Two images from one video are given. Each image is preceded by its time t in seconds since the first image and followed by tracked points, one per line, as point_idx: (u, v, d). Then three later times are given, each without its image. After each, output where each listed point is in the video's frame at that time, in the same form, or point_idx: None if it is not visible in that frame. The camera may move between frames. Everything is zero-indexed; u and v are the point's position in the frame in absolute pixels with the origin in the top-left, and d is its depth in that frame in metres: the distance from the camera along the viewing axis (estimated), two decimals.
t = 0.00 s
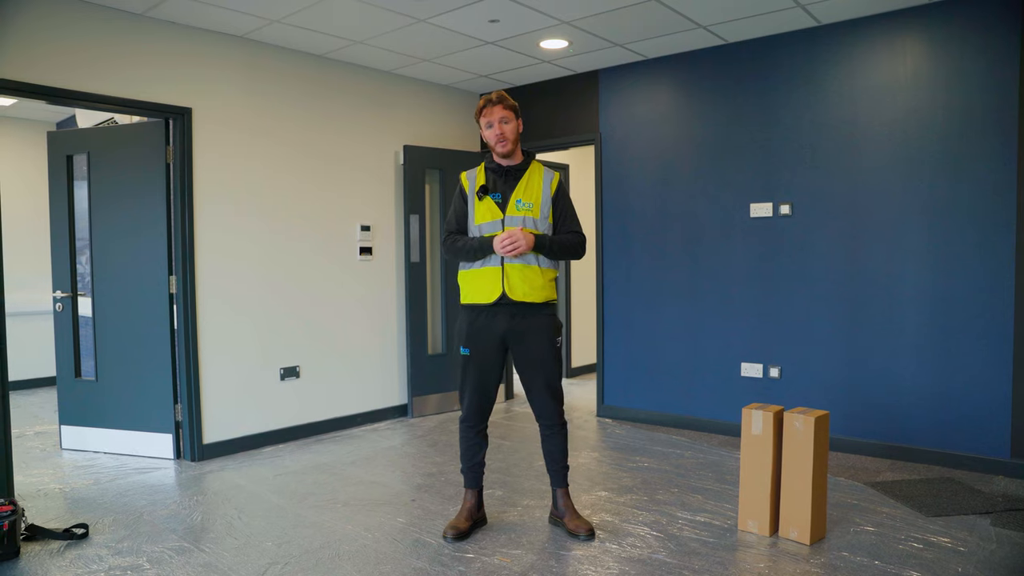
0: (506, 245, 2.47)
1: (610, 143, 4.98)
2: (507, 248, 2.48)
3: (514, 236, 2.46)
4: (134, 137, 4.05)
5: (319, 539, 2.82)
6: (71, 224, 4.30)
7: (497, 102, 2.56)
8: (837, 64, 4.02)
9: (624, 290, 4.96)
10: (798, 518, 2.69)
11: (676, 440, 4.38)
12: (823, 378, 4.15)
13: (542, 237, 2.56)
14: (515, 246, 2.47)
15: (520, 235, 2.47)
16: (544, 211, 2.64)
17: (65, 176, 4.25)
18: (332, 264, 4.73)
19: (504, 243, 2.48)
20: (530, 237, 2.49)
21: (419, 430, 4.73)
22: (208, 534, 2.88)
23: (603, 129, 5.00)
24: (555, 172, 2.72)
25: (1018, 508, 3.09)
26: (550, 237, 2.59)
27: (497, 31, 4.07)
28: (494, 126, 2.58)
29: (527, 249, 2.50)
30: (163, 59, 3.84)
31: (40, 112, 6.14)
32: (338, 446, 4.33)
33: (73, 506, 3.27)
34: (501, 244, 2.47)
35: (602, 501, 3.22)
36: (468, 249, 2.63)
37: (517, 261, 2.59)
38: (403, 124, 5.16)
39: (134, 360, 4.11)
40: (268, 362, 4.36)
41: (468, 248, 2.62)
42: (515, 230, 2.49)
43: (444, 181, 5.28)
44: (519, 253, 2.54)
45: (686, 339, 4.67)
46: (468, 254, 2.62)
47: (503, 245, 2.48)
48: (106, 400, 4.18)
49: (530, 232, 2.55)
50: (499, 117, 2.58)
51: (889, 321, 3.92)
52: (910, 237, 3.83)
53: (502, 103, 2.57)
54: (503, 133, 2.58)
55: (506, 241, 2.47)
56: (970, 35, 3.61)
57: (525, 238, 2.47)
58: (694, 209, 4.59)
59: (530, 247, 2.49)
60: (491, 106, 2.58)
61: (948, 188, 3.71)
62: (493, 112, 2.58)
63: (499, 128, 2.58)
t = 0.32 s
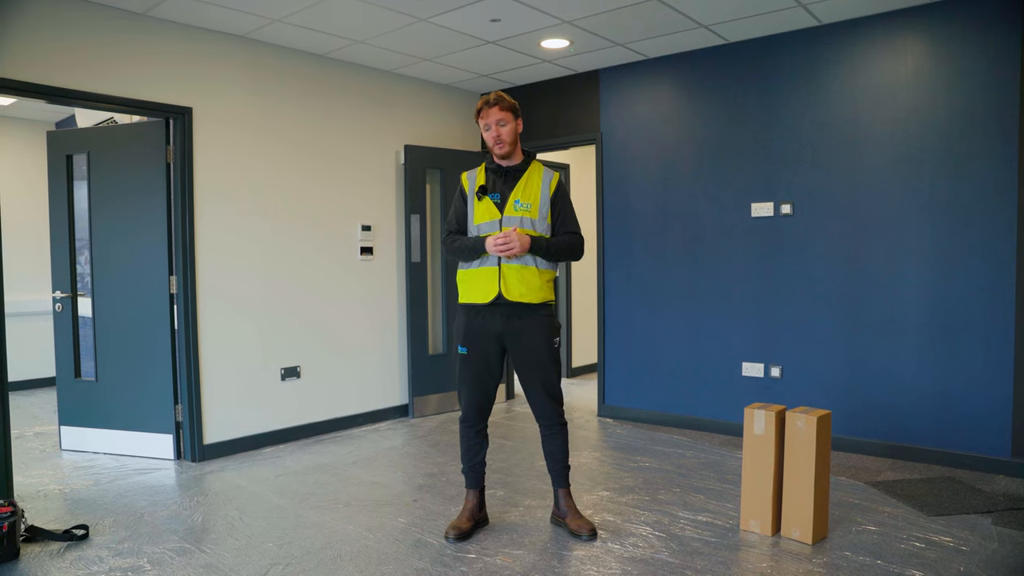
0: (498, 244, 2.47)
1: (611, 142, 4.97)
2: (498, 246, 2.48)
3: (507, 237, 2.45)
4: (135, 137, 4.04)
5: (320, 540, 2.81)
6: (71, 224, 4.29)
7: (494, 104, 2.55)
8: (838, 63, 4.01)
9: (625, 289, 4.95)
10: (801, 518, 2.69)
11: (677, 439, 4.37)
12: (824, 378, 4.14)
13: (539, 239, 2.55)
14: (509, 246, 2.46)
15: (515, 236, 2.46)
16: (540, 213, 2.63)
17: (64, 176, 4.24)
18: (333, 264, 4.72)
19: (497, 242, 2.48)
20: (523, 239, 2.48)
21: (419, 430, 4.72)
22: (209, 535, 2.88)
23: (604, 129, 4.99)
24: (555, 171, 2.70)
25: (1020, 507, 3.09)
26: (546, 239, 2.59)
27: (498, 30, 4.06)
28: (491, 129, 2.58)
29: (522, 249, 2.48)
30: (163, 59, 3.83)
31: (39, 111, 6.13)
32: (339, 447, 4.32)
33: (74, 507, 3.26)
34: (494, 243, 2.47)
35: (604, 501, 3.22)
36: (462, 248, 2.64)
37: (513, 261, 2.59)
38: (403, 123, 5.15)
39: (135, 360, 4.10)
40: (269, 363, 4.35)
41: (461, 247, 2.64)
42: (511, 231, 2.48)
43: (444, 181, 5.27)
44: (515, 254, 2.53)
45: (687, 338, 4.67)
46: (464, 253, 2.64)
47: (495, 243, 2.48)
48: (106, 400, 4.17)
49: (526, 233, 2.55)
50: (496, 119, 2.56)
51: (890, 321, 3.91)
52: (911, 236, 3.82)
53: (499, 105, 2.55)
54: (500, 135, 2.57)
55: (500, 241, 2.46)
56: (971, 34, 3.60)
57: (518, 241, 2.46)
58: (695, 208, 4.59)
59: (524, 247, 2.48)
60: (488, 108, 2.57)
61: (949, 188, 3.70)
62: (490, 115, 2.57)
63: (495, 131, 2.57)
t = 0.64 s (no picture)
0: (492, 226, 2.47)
1: (610, 143, 4.97)
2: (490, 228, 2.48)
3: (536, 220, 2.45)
4: (134, 137, 4.03)
5: (320, 541, 2.81)
6: (69, 224, 4.28)
7: (478, 110, 2.53)
8: (837, 64, 4.01)
9: (625, 289, 4.95)
10: (800, 518, 2.69)
11: (676, 440, 4.37)
12: (823, 379, 4.14)
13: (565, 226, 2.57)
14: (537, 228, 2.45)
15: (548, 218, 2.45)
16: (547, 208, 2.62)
17: (63, 177, 4.24)
18: (331, 264, 4.72)
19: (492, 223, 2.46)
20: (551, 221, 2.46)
21: (419, 431, 4.72)
22: (208, 537, 2.87)
23: (603, 129, 5.00)
24: (553, 170, 2.69)
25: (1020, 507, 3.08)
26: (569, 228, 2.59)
27: (497, 31, 4.06)
28: (479, 136, 2.56)
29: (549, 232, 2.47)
30: (162, 59, 3.83)
31: (38, 112, 6.12)
32: (338, 447, 4.31)
33: (72, 508, 3.25)
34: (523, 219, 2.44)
35: (603, 501, 3.22)
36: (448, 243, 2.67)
37: (511, 259, 2.59)
38: (402, 124, 5.15)
39: (133, 361, 4.10)
40: (267, 363, 4.34)
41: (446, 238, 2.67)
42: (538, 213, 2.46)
43: (443, 181, 5.27)
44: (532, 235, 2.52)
45: (687, 338, 4.66)
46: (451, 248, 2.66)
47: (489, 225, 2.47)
48: (104, 401, 4.16)
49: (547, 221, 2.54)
50: (483, 126, 2.54)
51: (889, 321, 3.91)
52: (911, 237, 3.82)
53: (483, 111, 2.53)
54: (489, 141, 2.56)
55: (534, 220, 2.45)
56: (970, 35, 3.61)
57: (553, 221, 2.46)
58: (694, 209, 4.59)
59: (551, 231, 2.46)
60: (473, 116, 2.55)
61: (949, 188, 3.70)
62: (476, 122, 2.55)
63: (484, 137, 2.55)
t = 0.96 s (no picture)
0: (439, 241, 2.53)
1: (612, 143, 4.97)
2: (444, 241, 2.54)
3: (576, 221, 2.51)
4: (136, 138, 4.04)
5: (320, 541, 2.82)
6: (72, 225, 4.29)
7: (490, 101, 2.58)
8: (839, 64, 4.01)
9: (626, 290, 4.95)
10: (801, 519, 2.68)
11: (677, 441, 4.37)
12: (825, 380, 4.14)
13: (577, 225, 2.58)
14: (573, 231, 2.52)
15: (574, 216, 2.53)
16: (547, 207, 2.62)
17: (66, 177, 4.24)
18: (333, 265, 4.72)
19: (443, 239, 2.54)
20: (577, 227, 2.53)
21: (420, 431, 4.72)
22: (209, 536, 2.88)
23: (604, 129, 5.00)
24: (551, 169, 2.70)
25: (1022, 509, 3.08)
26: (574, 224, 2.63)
27: (498, 31, 4.06)
28: (487, 125, 2.58)
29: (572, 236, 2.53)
30: (163, 60, 3.83)
31: (41, 113, 6.14)
32: (339, 448, 4.32)
33: (74, 508, 3.26)
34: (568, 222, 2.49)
35: (604, 502, 3.22)
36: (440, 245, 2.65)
37: (514, 259, 2.59)
38: (404, 124, 5.16)
39: (135, 361, 4.10)
40: (269, 363, 4.35)
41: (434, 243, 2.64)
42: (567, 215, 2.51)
43: (445, 181, 5.27)
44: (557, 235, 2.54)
45: (688, 339, 4.66)
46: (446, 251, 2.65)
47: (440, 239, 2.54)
48: (106, 401, 4.17)
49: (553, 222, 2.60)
50: (493, 116, 2.57)
51: (891, 322, 3.90)
52: (912, 237, 3.82)
53: (495, 103, 2.58)
54: (496, 131, 2.57)
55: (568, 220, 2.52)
56: (972, 36, 3.60)
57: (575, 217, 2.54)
58: (695, 209, 4.59)
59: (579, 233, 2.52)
60: (483, 106, 2.59)
61: (951, 189, 3.70)
62: (486, 111, 2.58)
63: (493, 127, 2.57)
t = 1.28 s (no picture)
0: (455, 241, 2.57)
1: (616, 144, 4.97)
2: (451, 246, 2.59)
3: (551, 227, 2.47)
4: (141, 138, 4.06)
5: (323, 540, 2.82)
6: (78, 225, 4.31)
7: (505, 100, 2.58)
8: (843, 65, 4.00)
9: (630, 291, 4.95)
10: (803, 521, 2.68)
11: (680, 441, 4.37)
12: (828, 381, 4.13)
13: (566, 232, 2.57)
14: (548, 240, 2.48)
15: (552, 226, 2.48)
16: (548, 212, 2.64)
17: (71, 177, 4.26)
18: (337, 264, 4.73)
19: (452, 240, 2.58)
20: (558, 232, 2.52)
21: (423, 431, 4.73)
22: (213, 535, 2.89)
23: (608, 130, 5.00)
24: (554, 171, 2.71)
25: None
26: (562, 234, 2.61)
27: (501, 32, 4.07)
28: (499, 123, 2.57)
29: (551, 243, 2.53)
30: (168, 60, 3.85)
31: (46, 113, 6.17)
32: (343, 447, 4.33)
33: (79, 506, 3.28)
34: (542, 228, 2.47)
35: (606, 502, 3.22)
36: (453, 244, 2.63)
37: (518, 260, 2.59)
38: (408, 125, 5.16)
39: (139, 361, 4.12)
40: (273, 363, 4.36)
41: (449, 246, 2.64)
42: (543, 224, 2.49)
43: (449, 182, 5.28)
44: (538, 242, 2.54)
45: (691, 339, 4.66)
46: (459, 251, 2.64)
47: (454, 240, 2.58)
48: (111, 400, 4.19)
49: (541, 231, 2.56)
50: (506, 115, 2.58)
51: (895, 323, 3.89)
52: (917, 238, 3.80)
53: (510, 103, 2.58)
54: (506, 130, 2.58)
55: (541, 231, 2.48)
56: (977, 36, 3.59)
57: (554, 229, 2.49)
58: (699, 210, 4.58)
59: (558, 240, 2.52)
60: (499, 103, 2.58)
61: (955, 190, 3.68)
62: (500, 109, 2.58)
63: (503, 125, 2.57)
